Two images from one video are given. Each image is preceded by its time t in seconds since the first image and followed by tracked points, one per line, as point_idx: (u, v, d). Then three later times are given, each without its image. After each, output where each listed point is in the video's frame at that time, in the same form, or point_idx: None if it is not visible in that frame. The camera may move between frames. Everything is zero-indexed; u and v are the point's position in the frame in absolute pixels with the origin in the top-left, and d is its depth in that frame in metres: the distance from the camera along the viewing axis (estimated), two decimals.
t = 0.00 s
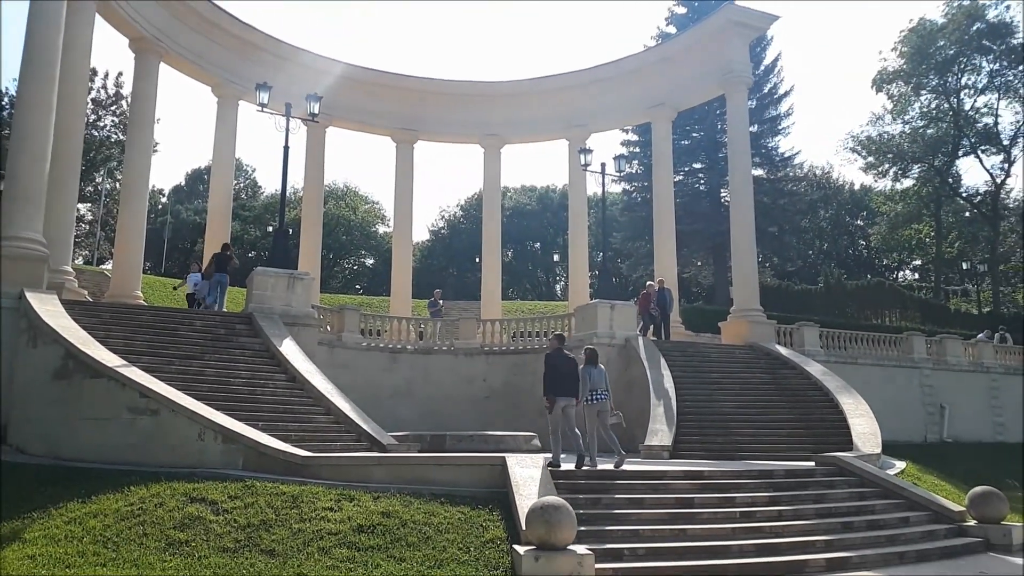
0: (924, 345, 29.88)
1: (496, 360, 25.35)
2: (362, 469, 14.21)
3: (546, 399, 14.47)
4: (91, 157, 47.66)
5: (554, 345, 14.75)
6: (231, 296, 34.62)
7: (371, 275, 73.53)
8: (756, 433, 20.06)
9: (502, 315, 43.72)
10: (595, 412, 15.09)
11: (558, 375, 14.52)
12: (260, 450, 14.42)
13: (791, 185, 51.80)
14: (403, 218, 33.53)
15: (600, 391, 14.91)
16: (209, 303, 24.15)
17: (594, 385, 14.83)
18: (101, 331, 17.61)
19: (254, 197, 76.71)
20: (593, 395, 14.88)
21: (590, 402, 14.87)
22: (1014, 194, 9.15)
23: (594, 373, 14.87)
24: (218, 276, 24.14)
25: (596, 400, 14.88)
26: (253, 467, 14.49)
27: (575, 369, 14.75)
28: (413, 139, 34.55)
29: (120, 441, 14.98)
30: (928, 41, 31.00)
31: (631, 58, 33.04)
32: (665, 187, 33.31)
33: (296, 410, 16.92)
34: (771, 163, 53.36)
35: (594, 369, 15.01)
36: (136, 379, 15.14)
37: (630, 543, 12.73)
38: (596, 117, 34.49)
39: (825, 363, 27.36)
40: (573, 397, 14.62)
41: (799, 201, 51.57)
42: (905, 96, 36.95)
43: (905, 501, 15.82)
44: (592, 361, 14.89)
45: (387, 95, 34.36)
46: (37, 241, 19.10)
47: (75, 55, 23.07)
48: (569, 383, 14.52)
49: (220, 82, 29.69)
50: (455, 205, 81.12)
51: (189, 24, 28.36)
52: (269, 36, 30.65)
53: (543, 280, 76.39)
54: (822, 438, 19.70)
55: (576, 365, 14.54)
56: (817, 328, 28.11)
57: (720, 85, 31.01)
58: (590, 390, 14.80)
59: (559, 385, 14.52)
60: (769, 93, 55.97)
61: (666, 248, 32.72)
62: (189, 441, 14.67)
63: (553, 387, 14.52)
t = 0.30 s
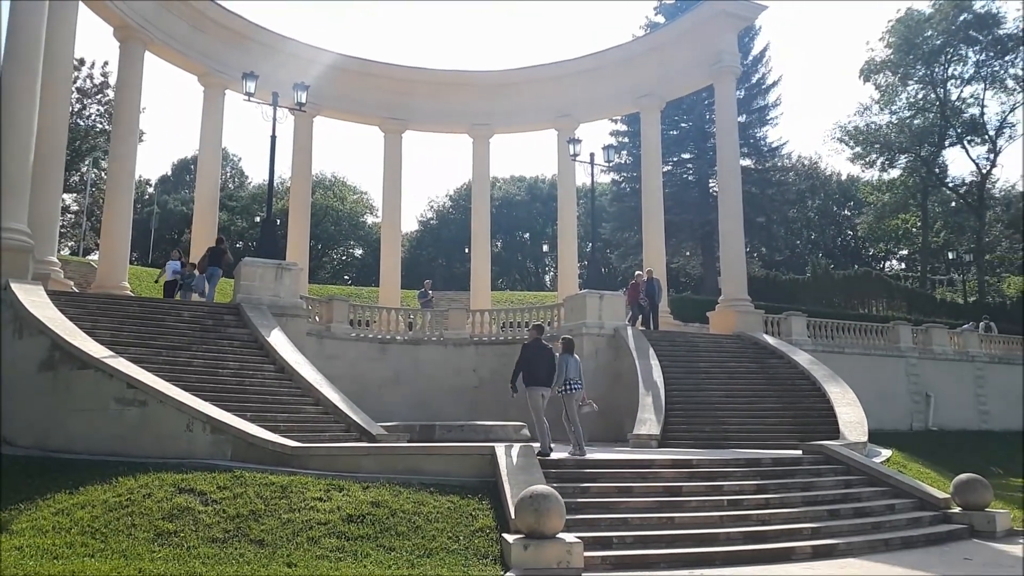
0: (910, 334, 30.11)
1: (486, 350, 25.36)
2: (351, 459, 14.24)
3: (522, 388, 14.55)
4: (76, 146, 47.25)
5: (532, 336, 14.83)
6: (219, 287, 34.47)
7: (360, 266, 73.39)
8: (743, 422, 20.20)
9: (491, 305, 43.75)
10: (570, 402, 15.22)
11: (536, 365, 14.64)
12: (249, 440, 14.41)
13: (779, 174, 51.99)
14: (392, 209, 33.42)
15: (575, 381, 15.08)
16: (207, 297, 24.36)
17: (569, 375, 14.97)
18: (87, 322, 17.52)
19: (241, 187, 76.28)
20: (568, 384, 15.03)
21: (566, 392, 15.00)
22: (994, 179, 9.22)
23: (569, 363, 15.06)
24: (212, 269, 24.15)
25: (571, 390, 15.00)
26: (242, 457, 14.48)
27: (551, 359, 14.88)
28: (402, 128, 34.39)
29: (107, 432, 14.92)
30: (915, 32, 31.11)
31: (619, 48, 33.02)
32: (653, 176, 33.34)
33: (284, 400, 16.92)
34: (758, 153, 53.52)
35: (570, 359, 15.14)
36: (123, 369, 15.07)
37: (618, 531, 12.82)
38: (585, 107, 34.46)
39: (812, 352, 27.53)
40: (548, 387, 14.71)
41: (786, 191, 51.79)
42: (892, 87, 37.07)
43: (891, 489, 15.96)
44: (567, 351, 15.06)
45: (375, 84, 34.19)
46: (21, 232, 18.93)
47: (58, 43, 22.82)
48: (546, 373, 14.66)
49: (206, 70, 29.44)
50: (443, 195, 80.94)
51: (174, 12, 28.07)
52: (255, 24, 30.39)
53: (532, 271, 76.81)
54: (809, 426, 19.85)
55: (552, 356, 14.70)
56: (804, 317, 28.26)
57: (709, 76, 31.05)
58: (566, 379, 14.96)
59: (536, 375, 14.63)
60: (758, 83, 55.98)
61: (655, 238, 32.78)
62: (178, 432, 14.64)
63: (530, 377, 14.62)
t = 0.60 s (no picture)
0: (906, 322, 30.15)
1: (482, 337, 25.39)
2: (348, 444, 14.31)
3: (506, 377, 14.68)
4: (72, 131, 47.05)
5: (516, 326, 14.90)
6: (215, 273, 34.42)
7: (356, 252, 73.37)
8: (737, 408, 20.30)
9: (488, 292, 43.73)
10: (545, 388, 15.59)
11: (520, 355, 14.79)
12: (245, 426, 14.45)
13: (776, 162, 51.97)
14: (388, 195, 33.33)
15: (554, 369, 15.53)
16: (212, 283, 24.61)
17: (549, 364, 15.33)
18: (83, 307, 17.50)
19: (237, 173, 76.10)
20: (547, 373, 15.43)
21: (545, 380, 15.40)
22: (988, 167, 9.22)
23: (550, 352, 15.43)
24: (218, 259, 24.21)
25: (551, 377, 15.42)
26: (238, 443, 14.52)
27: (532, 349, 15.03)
28: (398, 114, 34.23)
29: (104, 417, 14.93)
30: (914, 19, 31.05)
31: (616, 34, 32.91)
32: (650, 163, 33.28)
33: (280, 385, 16.95)
34: (756, 140, 53.47)
35: (550, 348, 15.46)
36: (119, 354, 15.06)
37: (613, 517, 12.90)
38: (583, 93, 34.36)
39: (808, 339, 27.59)
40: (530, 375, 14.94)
41: (784, 178, 51.78)
42: (891, 75, 37.04)
43: (884, 476, 16.05)
44: (548, 341, 15.34)
45: (372, 69, 34.05)
46: (16, 216, 18.89)
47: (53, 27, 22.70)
48: (529, 362, 14.82)
49: (201, 55, 29.29)
50: (440, 182, 80.79)
51: None
52: (251, 8, 30.23)
53: (528, 258, 76.72)
54: (803, 413, 19.96)
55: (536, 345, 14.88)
56: (799, 305, 28.31)
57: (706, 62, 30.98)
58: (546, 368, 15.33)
59: (520, 364, 14.78)
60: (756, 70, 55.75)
61: (651, 225, 32.75)
62: (174, 417, 14.68)
63: (514, 366, 14.77)
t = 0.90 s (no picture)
0: (900, 303, 30.21)
1: (478, 317, 25.44)
2: (343, 422, 14.38)
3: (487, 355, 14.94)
4: (66, 109, 46.80)
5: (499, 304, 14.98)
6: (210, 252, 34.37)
7: (352, 232, 73.38)
8: (731, 388, 20.41)
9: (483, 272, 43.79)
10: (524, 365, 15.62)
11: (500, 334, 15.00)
12: (241, 404, 14.52)
13: (773, 143, 51.89)
14: (384, 175, 33.23)
15: (533, 347, 15.48)
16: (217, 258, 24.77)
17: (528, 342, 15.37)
18: (78, 285, 17.48)
19: (233, 152, 75.84)
20: (525, 350, 15.43)
21: (522, 357, 15.42)
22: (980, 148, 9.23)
23: (528, 330, 15.42)
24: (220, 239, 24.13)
25: (528, 355, 15.41)
26: (234, 420, 14.60)
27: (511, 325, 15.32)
28: (395, 93, 34.05)
29: (98, 395, 14.95)
30: None
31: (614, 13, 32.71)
32: (648, 144, 33.18)
33: (275, 364, 17.01)
34: (753, 122, 53.32)
35: (530, 326, 15.45)
36: (114, 333, 15.05)
37: (606, 494, 13.00)
38: (580, 73, 34.19)
39: (802, 320, 27.66)
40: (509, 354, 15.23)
41: (781, 160, 51.69)
42: (890, 56, 36.86)
43: (876, 455, 16.14)
44: (527, 319, 15.35)
45: (368, 47, 33.81)
46: (10, 194, 18.81)
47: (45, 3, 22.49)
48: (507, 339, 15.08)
49: (196, 33, 29.05)
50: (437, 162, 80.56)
51: None
52: None
53: (525, 239, 76.68)
54: (797, 393, 20.09)
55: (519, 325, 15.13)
56: (795, 286, 28.35)
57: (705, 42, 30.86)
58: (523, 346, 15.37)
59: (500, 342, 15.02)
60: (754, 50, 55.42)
61: (647, 206, 32.71)
62: (169, 395, 14.73)
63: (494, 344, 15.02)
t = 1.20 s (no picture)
0: (878, 282, 30.52)
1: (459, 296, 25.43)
2: (323, 401, 14.38)
3: (457, 338, 15.20)
4: (40, 84, 45.92)
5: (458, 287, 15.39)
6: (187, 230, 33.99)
7: (332, 210, 72.87)
8: (709, 367, 20.60)
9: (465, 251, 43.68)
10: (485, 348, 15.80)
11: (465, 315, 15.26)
12: (219, 382, 14.48)
13: (754, 123, 52.03)
14: (365, 153, 32.93)
15: (496, 329, 15.79)
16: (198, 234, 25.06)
17: (491, 323, 15.65)
18: (53, 263, 17.24)
19: (211, 128, 74.86)
20: (489, 332, 15.71)
21: (486, 338, 15.65)
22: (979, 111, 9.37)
23: (493, 313, 15.71)
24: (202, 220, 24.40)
25: (492, 336, 15.66)
26: (212, 399, 14.55)
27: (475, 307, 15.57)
28: (375, 69, 33.67)
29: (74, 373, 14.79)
30: None
31: None
32: (630, 122, 33.13)
33: (254, 342, 16.93)
34: (735, 101, 53.38)
35: (494, 309, 15.82)
36: (90, 311, 14.89)
37: (586, 472, 13.11)
38: (563, 50, 34.01)
39: (780, 299, 27.88)
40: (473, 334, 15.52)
41: (761, 140, 51.81)
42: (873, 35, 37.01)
43: (852, 433, 16.38)
44: (492, 301, 15.74)
45: (347, 22, 33.36)
46: None
47: None
48: (472, 321, 15.36)
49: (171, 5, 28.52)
50: (418, 139, 79.99)
51: None
52: None
53: (507, 218, 76.58)
54: (773, 372, 20.32)
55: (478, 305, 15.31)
56: (774, 266, 28.57)
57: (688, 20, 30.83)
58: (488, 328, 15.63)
59: (464, 324, 15.32)
60: (737, 29, 55.27)
61: (629, 186, 32.72)
62: (147, 373, 14.63)
63: (463, 326, 15.30)
